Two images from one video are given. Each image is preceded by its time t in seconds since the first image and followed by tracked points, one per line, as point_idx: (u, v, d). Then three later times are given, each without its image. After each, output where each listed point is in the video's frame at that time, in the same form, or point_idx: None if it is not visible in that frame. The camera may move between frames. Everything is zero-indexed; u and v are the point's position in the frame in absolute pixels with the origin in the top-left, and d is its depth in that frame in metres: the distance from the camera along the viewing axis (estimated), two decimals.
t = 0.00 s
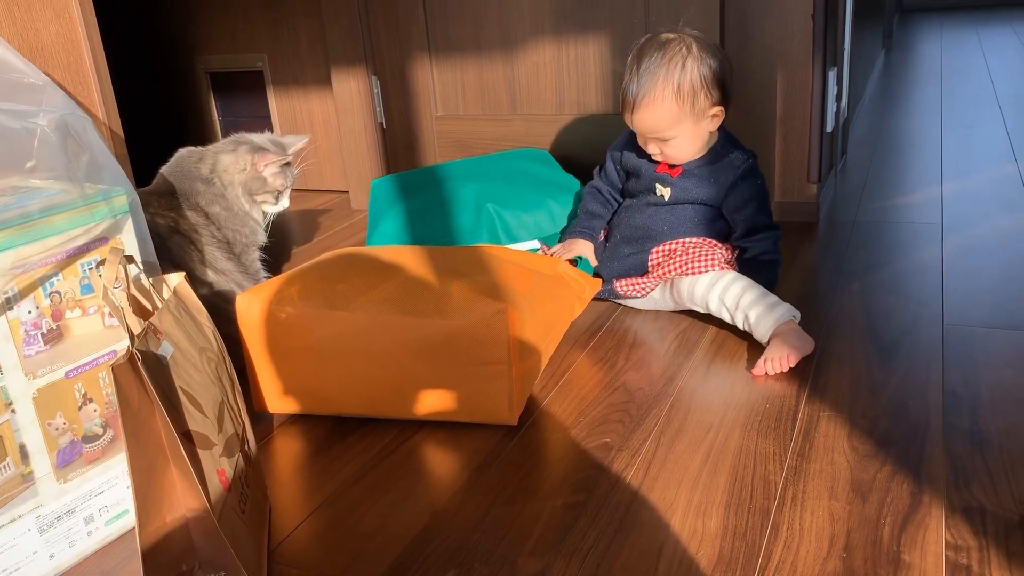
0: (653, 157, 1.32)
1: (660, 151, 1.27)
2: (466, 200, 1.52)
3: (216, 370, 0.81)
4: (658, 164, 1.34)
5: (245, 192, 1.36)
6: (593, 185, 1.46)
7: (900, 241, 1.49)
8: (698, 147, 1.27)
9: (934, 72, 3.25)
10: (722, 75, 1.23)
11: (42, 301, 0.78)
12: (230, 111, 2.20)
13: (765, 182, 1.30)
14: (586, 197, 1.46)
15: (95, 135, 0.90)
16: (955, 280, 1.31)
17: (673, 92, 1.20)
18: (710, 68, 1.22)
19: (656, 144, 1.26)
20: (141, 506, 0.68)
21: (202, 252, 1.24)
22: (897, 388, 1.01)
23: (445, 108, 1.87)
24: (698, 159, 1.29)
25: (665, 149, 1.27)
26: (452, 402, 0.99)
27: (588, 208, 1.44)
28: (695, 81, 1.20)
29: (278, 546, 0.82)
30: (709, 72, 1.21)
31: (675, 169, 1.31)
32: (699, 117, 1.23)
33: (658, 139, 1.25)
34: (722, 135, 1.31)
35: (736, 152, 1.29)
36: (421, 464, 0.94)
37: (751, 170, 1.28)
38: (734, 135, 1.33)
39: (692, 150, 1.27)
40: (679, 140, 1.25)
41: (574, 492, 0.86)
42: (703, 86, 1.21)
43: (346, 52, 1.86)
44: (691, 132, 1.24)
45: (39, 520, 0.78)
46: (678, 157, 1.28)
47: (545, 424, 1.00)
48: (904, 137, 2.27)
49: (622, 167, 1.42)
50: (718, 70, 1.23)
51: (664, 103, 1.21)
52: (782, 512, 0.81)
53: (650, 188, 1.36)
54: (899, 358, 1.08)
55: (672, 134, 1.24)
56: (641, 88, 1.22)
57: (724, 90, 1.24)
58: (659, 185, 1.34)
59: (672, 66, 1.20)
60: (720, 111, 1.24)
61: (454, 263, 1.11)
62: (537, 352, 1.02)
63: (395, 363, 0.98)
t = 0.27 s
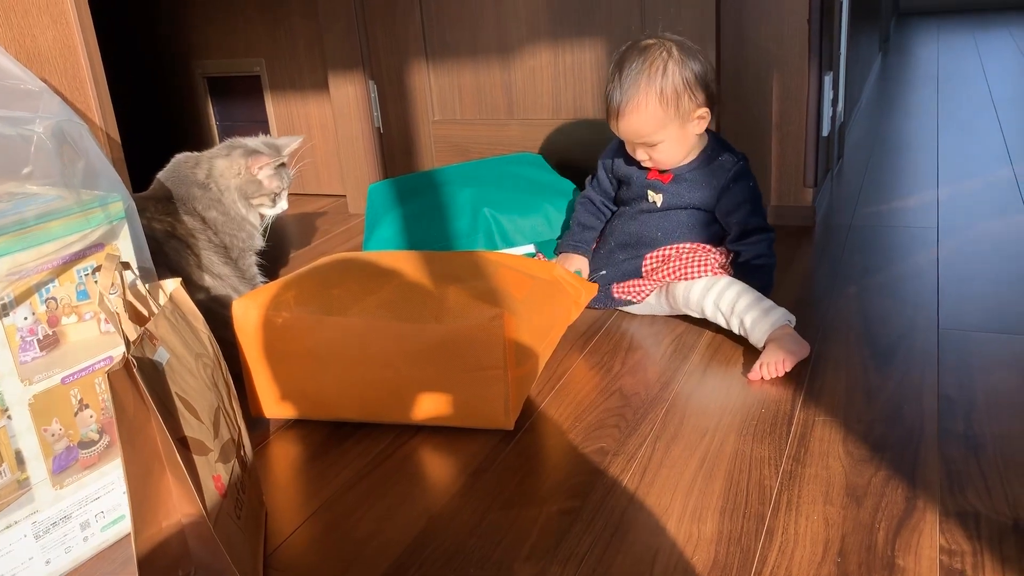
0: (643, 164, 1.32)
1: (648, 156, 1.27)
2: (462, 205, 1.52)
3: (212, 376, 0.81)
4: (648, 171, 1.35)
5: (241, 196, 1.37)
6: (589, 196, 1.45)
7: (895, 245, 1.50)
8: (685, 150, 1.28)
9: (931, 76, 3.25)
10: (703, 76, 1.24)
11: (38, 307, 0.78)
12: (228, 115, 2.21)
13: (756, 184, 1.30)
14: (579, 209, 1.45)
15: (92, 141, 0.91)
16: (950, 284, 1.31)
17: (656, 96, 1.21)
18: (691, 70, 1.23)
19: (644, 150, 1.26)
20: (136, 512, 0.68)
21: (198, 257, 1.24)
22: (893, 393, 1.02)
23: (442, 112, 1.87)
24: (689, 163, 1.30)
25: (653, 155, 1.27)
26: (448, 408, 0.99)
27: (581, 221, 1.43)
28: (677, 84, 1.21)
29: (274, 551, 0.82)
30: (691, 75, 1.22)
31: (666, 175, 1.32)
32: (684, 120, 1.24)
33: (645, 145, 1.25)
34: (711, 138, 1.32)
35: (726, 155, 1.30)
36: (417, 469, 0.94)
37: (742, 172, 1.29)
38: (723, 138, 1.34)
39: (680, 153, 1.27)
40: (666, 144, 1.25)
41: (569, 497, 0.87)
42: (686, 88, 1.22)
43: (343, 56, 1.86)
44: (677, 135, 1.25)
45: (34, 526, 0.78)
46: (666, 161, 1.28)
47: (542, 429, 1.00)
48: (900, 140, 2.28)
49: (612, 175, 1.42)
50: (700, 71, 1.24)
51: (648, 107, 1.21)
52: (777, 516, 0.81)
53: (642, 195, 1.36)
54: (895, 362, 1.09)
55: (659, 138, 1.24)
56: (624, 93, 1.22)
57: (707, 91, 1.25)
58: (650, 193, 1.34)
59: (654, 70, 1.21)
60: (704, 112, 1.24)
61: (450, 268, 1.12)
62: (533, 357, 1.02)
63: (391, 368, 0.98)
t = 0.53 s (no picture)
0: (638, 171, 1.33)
1: (639, 162, 1.27)
2: (461, 208, 1.52)
3: (211, 379, 0.82)
4: (642, 177, 1.35)
5: (241, 200, 1.37)
6: (586, 204, 1.44)
7: (892, 249, 1.50)
8: (676, 154, 1.28)
9: (928, 79, 3.27)
10: (692, 81, 1.25)
11: (38, 310, 0.78)
12: (226, 119, 2.21)
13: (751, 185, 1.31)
14: (575, 216, 1.45)
15: (91, 145, 0.91)
16: (947, 287, 1.32)
17: (644, 100, 1.21)
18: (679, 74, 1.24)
19: (634, 155, 1.26)
20: (135, 515, 0.68)
21: (198, 261, 1.25)
22: (890, 396, 1.02)
23: (440, 116, 1.88)
24: (683, 167, 1.31)
25: (644, 160, 1.27)
26: (446, 411, 0.99)
27: (576, 229, 1.43)
28: (665, 88, 1.22)
29: (272, 554, 0.82)
30: (679, 79, 1.23)
31: (660, 181, 1.32)
32: (673, 124, 1.24)
33: (635, 150, 1.25)
34: (704, 142, 1.33)
35: (720, 157, 1.31)
36: (415, 472, 0.94)
37: (736, 174, 1.30)
38: (715, 142, 1.35)
39: (671, 158, 1.27)
40: (656, 148, 1.25)
41: (568, 500, 0.87)
42: (674, 92, 1.22)
43: (342, 60, 1.87)
44: (668, 139, 1.25)
45: (34, 529, 0.78)
46: (658, 166, 1.28)
47: (540, 432, 1.01)
48: (898, 144, 2.29)
49: (606, 183, 1.42)
50: (687, 76, 1.24)
51: (637, 112, 1.22)
52: (774, 519, 0.81)
53: (637, 202, 1.36)
54: (892, 365, 1.09)
55: (649, 143, 1.24)
56: (612, 99, 1.23)
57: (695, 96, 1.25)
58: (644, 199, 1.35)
59: (641, 76, 1.22)
60: (694, 117, 1.25)
61: (449, 271, 1.12)
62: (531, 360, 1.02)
63: (389, 372, 0.98)
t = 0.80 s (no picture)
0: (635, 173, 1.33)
1: (636, 164, 1.27)
2: (461, 211, 1.52)
3: (211, 382, 0.82)
4: (640, 180, 1.35)
5: (241, 203, 1.37)
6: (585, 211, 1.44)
7: (891, 252, 1.51)
8: (672, 156, 1.27)
9: (927, 82, 3.27)
10: (686, 81, 1.25)
11: (39, 313, 0.79)
12: (226, 121, 2.21)
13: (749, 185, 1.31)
14: (575, 222, 1.45)
15: (92, 148, 0.91)
16: (945, 290, 1.32)
17: (638, 101, 1.21)
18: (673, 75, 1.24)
19: (631, 158, 1.26)
20: (135, 517, 0.68)
21: (198, 264, 1.25)
22: (889, 398, 1.02)
23: (440, 118, 1.88)
24: (681, 170, 1.31)
25: (641, 162, 1.26)
26: (446, 414, 1.00)
27: (576, 235, 1.43)
28: (659, 89, 1.22)
29: (272, 556, 0.82)
30: (672, 80, 1.23)
31: (658, 184, 1.32)
32: (669, 125, 1.24)
33: (631, 152, 1.25)
34: (700, 144, 1.33)
35: (717, 158, 1.31)
36: (415, 474, 0.95)
37: (734, 174, 1.30)
38: (712, 143, 1.36)
39: (668, 159, 1.27)
40: (653, 150, 1.25)
41: (567, 502, 0.87)
42: (668, 93, 1.22)
43: (342, 63, 1.87)
44: (664, 140, 1.25)
45: (34, 531, 0.78)
46: (655, 168, 1.27)
47: (540, 434, 1.01)
48: (897, 147, 2.29)
49: (604, 187, 1.43)
50: (681, 76, 1.25)
51: (631, 113, 1.21)
52: (773, 521, 0.82)
53: (636, 206, 1.37)
54: (890, 368, 1.09)
55: (645, 144, 1.24)
56: (606, 101, 1.23)
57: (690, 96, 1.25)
58: (643, 203, 1.35)
59: (634, 77, 1.22)
60: (689, 117, 1.25)
61: (448, 274, 1.12)
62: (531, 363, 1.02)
63: (389, 374, 0.99)
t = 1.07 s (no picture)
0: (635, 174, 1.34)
1: (637, 164, 1.27)
2: (461, 213, 1.53)
3: (211, 383, 0.82)
4: (639, 180, 1.36)
5: (241, 205, 1.37)
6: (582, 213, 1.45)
7: (890, 254, 1.51)
8: (673, 155, 1.28)
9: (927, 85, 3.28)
10: (685, 80, 1.26)
11: (38, 315, 0.79)
12: (226, 123, 2.22)
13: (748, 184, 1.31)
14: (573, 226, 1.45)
15: (93, 151, 0.91)
16: (944, 292, 1.32)
17: (639, 101, 1.22)
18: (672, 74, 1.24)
19: (632, 158, 1.26)
20: (135, 519, 0.68)
21: (198, 266, 1.25)
22: (888, 401, 1.02)
23: (440, 121, 1.89)
24: (681, 169, 1.31)
25: (642, 162, 1.26)
26: (445, 416, 1.00)
27: (575, 237, 1.43)
28: (660, 87, 1.22)
29: (271, 558, 0.83)
30: (672, 78, 1.24)
31: (658, 184, 1.33)
32: (669, 123, 1.24)
33: (633, 151, 1.25)
34: (700, 144, 1.34)
35: (716, 158, 1.32)
36: (414, 476, 0.95)
37: (733, 173, 1.30)
38: (711, 143, 1.36)
39: (668, 159, 1.27)
40: (654, 149, 1.25)
41: (565, 504, 0.87)
42: (668, 91, 1.23)
43: (341, 66, 1.87)
44: (664, 139, 1.25)
45: (34, 532, 0.79)
46: (656, 168, 1.28)
47: (539, 436, 1.01)
48: (896, 149, 2.30)
49: (603, 191, 1.42)
50: (680, 75, 1.25)
51: (632, 112, 1.22)
52: (771, 524, 0.82)
53: (636, 207, 1.37)
54: (889, 370, 1.10)
55: (646, 144, 1.24)
56: (607, 101, 1.23)
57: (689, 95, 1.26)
58: (643, 203, 1.35)
59: (634, 77, 1.22)
60: (688, 116, 1.26)
61: (448, 276, 1.12)
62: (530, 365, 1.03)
63: (389, 376, 0.99)
